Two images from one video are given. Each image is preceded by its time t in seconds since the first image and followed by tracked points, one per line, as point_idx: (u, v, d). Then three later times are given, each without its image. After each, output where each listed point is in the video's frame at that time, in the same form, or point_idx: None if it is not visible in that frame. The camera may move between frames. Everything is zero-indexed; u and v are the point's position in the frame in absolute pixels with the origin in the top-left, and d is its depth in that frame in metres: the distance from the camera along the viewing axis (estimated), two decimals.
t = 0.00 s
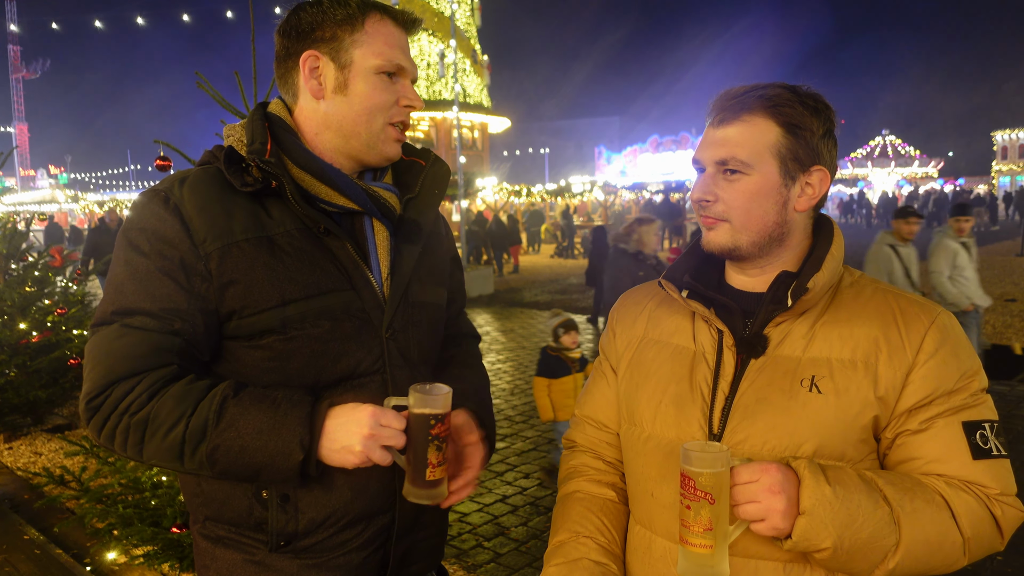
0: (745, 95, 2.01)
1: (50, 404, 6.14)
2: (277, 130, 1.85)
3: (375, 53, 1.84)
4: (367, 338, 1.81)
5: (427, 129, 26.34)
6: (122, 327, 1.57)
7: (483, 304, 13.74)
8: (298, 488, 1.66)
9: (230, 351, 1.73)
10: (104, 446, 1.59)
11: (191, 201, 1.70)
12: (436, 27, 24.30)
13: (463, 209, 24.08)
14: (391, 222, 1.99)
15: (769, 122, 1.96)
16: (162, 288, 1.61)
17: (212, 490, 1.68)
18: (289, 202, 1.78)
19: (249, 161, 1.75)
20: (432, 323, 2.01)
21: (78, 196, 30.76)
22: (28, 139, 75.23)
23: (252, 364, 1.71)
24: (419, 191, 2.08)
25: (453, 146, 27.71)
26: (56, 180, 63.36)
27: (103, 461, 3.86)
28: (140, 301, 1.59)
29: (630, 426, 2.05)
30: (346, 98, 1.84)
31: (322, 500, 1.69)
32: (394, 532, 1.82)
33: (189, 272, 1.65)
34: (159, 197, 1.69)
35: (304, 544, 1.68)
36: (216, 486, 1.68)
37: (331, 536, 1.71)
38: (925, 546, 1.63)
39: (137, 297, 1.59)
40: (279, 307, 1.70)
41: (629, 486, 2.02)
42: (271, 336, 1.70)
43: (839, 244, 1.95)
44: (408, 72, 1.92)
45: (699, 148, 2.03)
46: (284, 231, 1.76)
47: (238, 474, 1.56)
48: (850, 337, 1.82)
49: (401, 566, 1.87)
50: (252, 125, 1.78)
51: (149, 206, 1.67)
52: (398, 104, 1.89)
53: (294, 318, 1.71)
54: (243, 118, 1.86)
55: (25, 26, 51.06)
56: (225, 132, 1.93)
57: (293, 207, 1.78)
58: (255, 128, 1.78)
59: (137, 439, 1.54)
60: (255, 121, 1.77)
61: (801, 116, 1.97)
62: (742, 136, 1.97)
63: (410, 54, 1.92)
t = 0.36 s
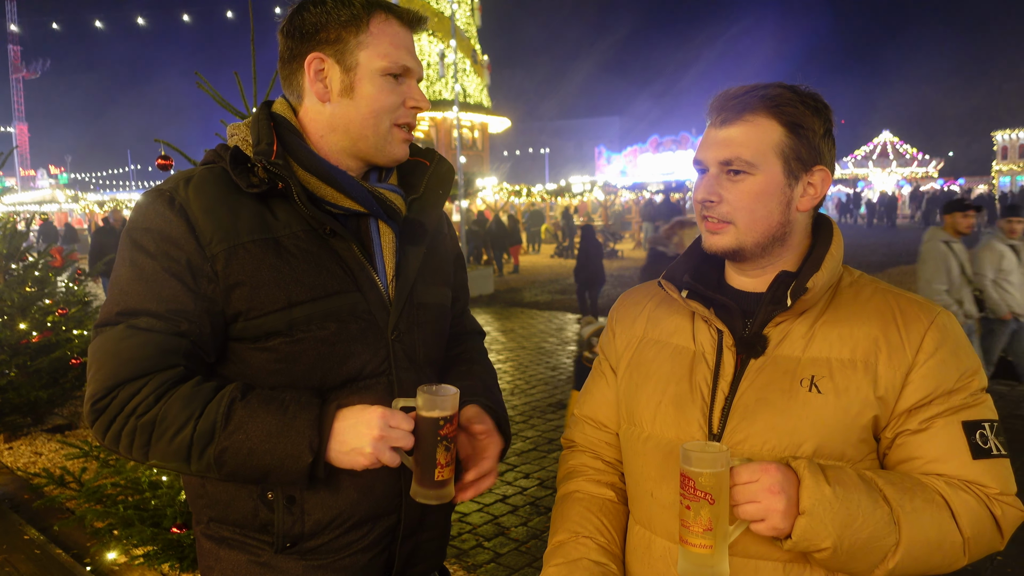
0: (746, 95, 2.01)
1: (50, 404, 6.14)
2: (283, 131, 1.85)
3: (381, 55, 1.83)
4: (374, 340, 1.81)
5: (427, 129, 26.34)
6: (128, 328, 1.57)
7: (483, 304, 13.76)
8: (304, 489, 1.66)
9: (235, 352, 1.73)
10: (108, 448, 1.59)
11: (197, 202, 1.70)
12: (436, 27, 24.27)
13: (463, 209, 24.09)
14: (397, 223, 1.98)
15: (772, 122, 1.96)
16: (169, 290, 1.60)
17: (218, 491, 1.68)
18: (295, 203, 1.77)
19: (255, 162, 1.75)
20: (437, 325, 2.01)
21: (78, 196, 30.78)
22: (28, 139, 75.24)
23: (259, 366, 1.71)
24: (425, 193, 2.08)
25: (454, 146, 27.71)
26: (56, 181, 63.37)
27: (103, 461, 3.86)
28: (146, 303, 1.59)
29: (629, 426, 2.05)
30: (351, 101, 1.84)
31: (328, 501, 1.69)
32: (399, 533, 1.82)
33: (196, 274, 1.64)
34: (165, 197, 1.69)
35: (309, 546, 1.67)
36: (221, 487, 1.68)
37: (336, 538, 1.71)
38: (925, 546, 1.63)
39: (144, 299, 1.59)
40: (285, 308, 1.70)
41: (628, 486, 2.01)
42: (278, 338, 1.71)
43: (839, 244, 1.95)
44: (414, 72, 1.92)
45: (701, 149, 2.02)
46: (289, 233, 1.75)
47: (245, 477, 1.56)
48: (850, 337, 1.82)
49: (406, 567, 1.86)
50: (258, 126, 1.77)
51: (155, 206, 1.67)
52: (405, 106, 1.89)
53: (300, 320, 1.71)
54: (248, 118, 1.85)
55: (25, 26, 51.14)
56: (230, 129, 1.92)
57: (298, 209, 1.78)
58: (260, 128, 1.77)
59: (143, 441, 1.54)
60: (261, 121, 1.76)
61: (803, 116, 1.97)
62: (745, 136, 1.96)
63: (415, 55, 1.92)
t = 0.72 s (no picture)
0: (750, 95, 2.00)
1: (50, 404, 6.14)
2: (285, 133, 1.84)
3: (378, 56, 1.82)
4: (377, 342, 1.81)
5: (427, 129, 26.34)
6: (130, 328, 1.56)
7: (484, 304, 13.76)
8: (306, 491, 1.65)
9: (238, 354, 1.73)
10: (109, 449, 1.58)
11: (199, 202, 1.69)
12: (436, 27, 24.27)
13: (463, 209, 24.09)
14: (400, 224, 1.98)
15: (776, 121, 1.96)
16: (171, 291, 1.60)
17: (219, 492, 1.67)
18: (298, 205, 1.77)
19: (257, 162, 1.75)
20: (439, 326, 2.01)
21: (78, 196, 30.78)
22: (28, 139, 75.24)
23: (261, 367, 1.71)
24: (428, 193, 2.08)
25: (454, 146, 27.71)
26: (55, 181, 63.36)
27: (103, 461, 3.86)
28: (148, 303, 1.58)
29: (629, 426, 2.04)
30: (350, 104, 1.83)
31: (330, 503, 1.68)
32: (401, 535, 1.81)
33: (199, 274, 1.64)
34: (167, 197, 1.68)
35: (311, 548, 1.66)
36: (222, 488, 1.67)
37: (338, 539, 1.70)
38: (926, 546, 1.62)
39: (146, 299, 1.58)
40: (288, 309, 1.70)
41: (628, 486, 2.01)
42: (280, 339, 1.70)
43: (839, 244, 1.94)
44: (413, 72, 1.90)
45: (706, 148, 2.02)
46: (291, 233, 1.75)
47: (248, 478, 1.56)
48: (850, 336, 1.82)
49: (408, 568, 1.86)
50: (261, 126, 1.75)
51: (157, 206, 1.66)
52: (404, 106, 1.88)
53: (303, 321, 1.71)
54: (250, 119, 1.85)
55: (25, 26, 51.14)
56: (231, 129, 1.92)
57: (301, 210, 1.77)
58: (264, 127, 1.75)
59: (146, 442, 1.53)
60: (262, 122, 1.75)
61: (807, 115, 1.97)
62: (749, 136, 1.96)
63: (414, 54, 1.90)
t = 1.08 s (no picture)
0: (752, 95, 2.00)
1: (50, 404, 6.13)
2: (286, 133, 1.84)
3: (378, 57, 1.82)
4: (378, 342, 1.81)
5: (427, 129, 26.36)
6: (131, 332, 1.56)
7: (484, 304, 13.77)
8: (308, 492, 1.65)
9: (239, 354, 1.72)
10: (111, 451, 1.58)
11: (200, 203, 1.69)
12: (436, 27, 24.30)
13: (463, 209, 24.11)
14: (401, 225, 1.98)
15: (779, 121, 1.96)
16: (172, 294, 1.60)
17: (221, 494, 1.67)
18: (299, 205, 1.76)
19: (258, 163, 1.74)
20: (441, 327, 2.00)
21: (78, 196, 30.76)
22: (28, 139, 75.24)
23: (262, 368, 1.71)
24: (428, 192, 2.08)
25: (454, 146, 27.74)
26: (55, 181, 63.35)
27: (103, 461, 3.85)
28: (149, 306, 1.58)
29: (628, 425, 2.04)
30: (349, 104, 1.83)
31: (331, 504, 1.68)
32: (403, 536, 1.81)
33: (199, 275, 1.64)
34: (167, 199, 1.68)
35: (313, 550, 1.66)
36: (224, 490, 1.67)
37: (340, 541, 1.70)
38: (927, 544, 1.62)
39: (147, 302, 1.58)
40: (290, 311, 1.70)
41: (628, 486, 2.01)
42: (281, 340, 1.70)
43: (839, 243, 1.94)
44: (413, 72, 1.89)
45: (709, 149, 2.01)
46: (292, 234, 1.75)
47: (249, 481, 1.55)
48: (850, 334, 1.82)
49: (409, 569, 1.86)
50: (260, 126, 1.75)
51: (158, 209, 1.66)
52: (404, 107, 1.87)
53: (304, 322, 1.71)
54: (250, 119, 1.85)
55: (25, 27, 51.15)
56: (231, 129, 1.91)
57: (302, 211, 1.77)
58: (263, 127, 1.75)
59: (147, 446, 1.53)
60: (263, 122, 1.74)
61: (809, 115, 1.97)
62: (753, 136, 1.96)
63: (413, 55, 1.89)
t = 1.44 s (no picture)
0: (750, 96, 1.99)
1: (50, 404, 6.12)
2: (285, 133, 1.85)
3: (373, 55, 1.81)
4: (378, 341, 1.81)
5: (427, 129, 26.36)
6: (131, 327, 1.56)
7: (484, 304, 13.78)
8: (308, 491, 1.65)
9: (239, 354, 1.72)
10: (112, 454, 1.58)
11: (198, 200, 1.70)
12: (436, 27, 24.28)
13: (462, 209, 24.10)
14: (400, 224, 1.98)
15: (778, 122, 1.96)
16: (172, 287, 1.60)
17: (222, 493, 1.67)
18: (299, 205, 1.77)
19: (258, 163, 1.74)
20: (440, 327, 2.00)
21: (77, 197, 30.74)
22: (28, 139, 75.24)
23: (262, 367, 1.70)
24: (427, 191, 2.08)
25: (454, 146, 27.74)
26: (55, 181, 63.34)
27: (104, 461, 3.86)
28: (147, 302, 1.58)
29: (628, 425, 2.05)
30: (345, 104, 1.83)
31: (331, 503, 1.68)
32: (404, 535, 1.81)
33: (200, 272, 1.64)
34: (166, 197, 1.69)
35: (313, 549, 1.66)
36: (224, 489, 1.66)
37: (340, 540, 1.69)
38: (926, 545, 1.62)
39: (146, 299, 1.58)
40: (290, 309, 1.70)
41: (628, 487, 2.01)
42: (281, 339, 1.70)
43: (838, 243, 1.94)
44: (409, 70, 1.89)
45: (709, 151, 2.01)
46: (293, 234, 1.75)
47: (251, 467, 1.54)
48: (850, 335, 1.82)
49: (409, 569, 1.85)
50: (259, 126, 1.76)
51: (156, 207, 1.67)
52: (401, 105, 1.87)
53: (305, 321, 1.71)
54: (249, 118, 1.85)
55: (25, 27, 51.17)
56: (230, 129, 1.92)
57: (303, 210, 1.77)
58: (263, 127, 1.75)
59: (148, 438, 1.53)
60: (262, 121, 1.75)
61: (808, 115, 1.97)
62: (753, 137, 1.96)
63: (409, 52, 1.89)
